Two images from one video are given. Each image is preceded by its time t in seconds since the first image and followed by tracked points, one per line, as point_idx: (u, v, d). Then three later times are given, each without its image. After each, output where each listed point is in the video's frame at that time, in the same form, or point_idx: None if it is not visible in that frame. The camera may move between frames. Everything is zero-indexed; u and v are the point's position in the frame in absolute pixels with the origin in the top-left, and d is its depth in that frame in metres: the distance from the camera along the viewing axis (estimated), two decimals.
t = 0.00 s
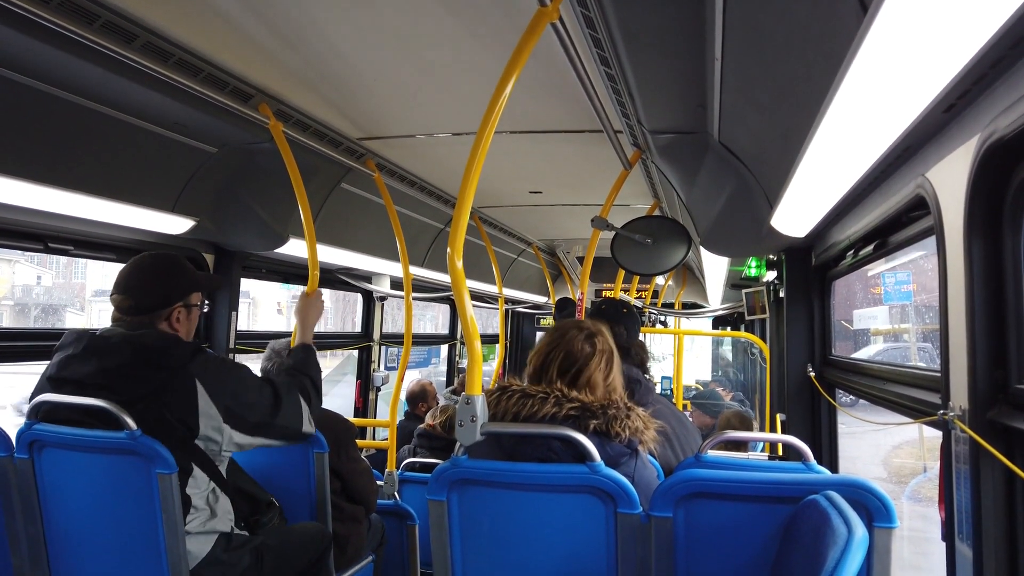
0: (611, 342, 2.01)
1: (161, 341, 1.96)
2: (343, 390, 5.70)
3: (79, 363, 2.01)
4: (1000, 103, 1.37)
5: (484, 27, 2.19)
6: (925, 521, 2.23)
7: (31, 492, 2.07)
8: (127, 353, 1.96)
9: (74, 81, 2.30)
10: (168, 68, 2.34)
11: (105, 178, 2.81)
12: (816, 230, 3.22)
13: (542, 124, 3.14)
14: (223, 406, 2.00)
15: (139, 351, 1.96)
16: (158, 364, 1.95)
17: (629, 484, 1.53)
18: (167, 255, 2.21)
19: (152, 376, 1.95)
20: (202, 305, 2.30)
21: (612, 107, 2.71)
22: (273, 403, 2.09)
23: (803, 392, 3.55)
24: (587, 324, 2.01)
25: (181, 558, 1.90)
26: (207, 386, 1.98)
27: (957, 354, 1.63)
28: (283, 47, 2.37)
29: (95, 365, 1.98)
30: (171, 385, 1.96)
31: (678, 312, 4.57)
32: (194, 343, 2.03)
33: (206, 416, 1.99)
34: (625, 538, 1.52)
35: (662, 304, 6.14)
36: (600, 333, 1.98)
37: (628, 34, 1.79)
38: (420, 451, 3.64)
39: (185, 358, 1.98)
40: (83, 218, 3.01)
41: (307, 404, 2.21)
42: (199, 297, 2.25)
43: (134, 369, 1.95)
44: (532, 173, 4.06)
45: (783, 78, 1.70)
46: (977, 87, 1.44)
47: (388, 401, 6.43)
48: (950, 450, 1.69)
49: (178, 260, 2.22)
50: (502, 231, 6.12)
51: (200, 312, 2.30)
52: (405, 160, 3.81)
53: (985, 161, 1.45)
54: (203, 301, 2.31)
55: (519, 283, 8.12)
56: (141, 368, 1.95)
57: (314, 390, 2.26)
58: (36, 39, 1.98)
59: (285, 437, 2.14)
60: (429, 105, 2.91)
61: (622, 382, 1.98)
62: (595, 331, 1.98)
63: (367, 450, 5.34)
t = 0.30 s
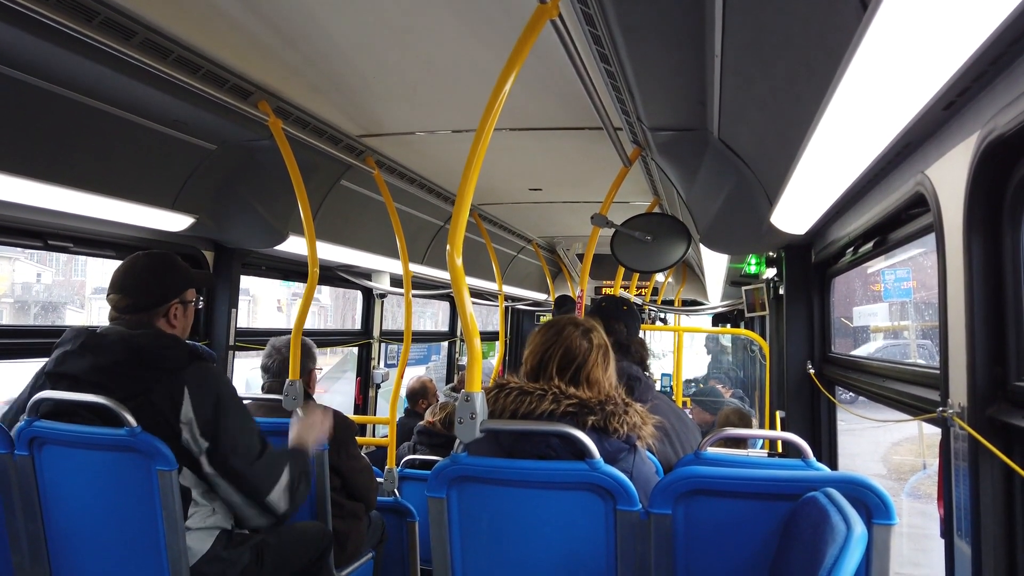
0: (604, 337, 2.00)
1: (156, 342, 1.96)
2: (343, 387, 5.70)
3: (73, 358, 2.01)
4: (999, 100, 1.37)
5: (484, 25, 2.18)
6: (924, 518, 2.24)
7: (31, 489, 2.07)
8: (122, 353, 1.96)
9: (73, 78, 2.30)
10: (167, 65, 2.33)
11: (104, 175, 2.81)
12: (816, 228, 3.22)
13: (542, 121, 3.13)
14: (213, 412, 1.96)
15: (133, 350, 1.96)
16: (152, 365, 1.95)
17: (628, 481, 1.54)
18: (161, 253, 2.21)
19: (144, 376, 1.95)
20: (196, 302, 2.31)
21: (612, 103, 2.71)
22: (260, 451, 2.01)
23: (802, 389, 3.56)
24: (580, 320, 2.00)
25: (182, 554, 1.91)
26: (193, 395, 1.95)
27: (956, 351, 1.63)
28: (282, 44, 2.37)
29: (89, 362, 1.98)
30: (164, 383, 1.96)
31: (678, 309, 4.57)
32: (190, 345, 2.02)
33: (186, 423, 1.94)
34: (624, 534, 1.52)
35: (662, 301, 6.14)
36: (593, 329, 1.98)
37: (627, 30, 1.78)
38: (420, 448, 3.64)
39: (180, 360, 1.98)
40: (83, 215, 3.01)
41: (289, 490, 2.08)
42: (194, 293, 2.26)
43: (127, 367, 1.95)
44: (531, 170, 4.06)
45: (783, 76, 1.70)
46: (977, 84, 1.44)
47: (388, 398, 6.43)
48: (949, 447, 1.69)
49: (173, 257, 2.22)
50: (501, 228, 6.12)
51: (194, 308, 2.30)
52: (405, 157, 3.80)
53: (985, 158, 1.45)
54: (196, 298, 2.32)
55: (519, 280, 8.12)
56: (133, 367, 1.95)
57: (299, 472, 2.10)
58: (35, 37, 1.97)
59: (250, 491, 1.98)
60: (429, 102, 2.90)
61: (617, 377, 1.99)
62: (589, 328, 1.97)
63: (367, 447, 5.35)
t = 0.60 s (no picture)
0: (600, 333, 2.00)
1: (153, 336, 1.97)
2: (343, 383, 5.71)
3: (69, 351, 2.02)
4: (1001, 95, 1.37)
5: (484, 20, 2.18)
6: (923, 513, 2.24)
7: (32, 486, 2.07)
8: (118, 346, 1.95)
9: (73, 74, 2.29)
10: (167, 60, 2.33)
11: (104, 171, 2.81)
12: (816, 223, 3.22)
13: (542, 117, 3.12)
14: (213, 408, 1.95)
15: (128, 345, 1.96)
16: (146, 358, 1.95)
17: (629, 476, 1.54)
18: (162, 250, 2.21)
19: (139, 371, 1.94)
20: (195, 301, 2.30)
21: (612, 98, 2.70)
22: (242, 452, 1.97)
23: (803, 385, 3.56)
24: (577, 316, 2.00)
25: (183, 550, 1.91)
26: (181, 386, 1.94)
27: (958, 346, 1.63)
28: (282, 40, 2.36)
29: (84, 355, 1.99)
30: (156, 377, 1.95)
31: (678, 305, 4.57)
32: (187, 341, 2.03)
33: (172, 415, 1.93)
34: (625, 530, 1.52)
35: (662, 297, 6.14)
36: (590, 325, 1.97)
37: (628, 25, 1.78)
38: (421, 444, 3.64)
39: (174, 356, 1.97)
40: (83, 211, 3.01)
41: (241, 513, 1.93)
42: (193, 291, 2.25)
43: (122, 361, 1.95)
44: (531, 166, 4.05)
45: (784, 71, 1.69)
46: (979, 78, 1.43)
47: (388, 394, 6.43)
48: (950, 442, 1.69)
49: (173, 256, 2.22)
50: (501, 224, 6.11)
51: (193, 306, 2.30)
52: (405, 153, 3.80)
53: (986, 153, 1.44)
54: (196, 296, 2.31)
55: (518, 276, 8.12)
56: (127, 361, 1.95)
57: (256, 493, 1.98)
58: (35, 32, 1.97)
59: (205, 489, 1.90)
60: (429, 97, 2.90)
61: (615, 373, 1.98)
62: (586, 324, 1.97)
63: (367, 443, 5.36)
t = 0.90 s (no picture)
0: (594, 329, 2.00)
1: (145, 331, 1.97)
2: (343, 379, 5.71)
3: (61, 351, 2.03)
4: (1002, 90, 1.36)
5: (484, 15, 2.17)
6: (923, 507, 2.24)
7: (33, 482, 2.08)
8: (109, 343, 1.96)
9: (71, 70, 2.28)
10: (166, 56, 2.32)
11: (103, 167, 2.80)
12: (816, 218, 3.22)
13: (542, 112, 3.12)
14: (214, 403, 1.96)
15: (120, 342, 1.96)
16: (141, 354, 1.95)
17: (630, 471, 1.54)
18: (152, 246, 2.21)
19: (133, 366, 1.95)
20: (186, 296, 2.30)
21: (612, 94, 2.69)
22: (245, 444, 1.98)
23: (803, 380, 3.56)
24: (572, 311, 2.00)
25: (184, 545, 1.91)
26: (176, 377, 1.95)
27: (958, 341, 1.63)
28: (281, 35, 2.35)
29: (76, 354, 1.99)
30: (150, 373, 1.95)
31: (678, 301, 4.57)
32: (180, 335, 2.04)
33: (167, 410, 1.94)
34: (626, 525, 1.52)
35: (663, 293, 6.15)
36: (585, 321, 1.97)
37: (628, 19, 1.77)
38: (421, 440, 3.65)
39: (168, 350, 1.98)
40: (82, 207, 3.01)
41: (244, 492, 1.93)
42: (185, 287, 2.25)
43: (115, 359, 1.95)
44: (531, 162, 4.04)
45: (785, 66, 1.69)
46: (981, 73, 1.43)
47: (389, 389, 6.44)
48: (950, 437, 1.70)
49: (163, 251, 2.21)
50: (501, 220, 6.11)
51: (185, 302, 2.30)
52: (404, 148, 3.79)
53: (988, 148, 1.44)
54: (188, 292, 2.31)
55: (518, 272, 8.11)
56: (120, 358, 1.96)
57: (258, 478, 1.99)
58: (33, 28, 1.96)
59: (206, 479, 1.89)
60: (428, 93, 2.89)
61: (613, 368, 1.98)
62: (580, 320, 1.97)
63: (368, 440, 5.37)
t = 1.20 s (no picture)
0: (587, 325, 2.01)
1: (140, 331, 1.97)
2: (343, 376, 5.71)
3: (56, 353, 2.04)
4: (1002, 85, 1.36)
5: (484, 11, 2.16)
6: (923, 503, 2.25)
7: (34, 479, 2.08)
8: (105, 343, 1.96)
9: (70, 66, 2.28)
10: (165, 52, 2.31)
11: (103, 164, 2.80)
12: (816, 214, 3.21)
13: (542, 109, 3.11)
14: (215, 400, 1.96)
15: (116, 343, 1.96)
16: (138, 354, 1.95)
17: (630, 467, 1.54)
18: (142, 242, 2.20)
19: (131, 365, 1.95)
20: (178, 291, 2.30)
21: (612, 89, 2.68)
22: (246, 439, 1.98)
23: (803, 376, 3.56)
24: (566, 307, 2.00)
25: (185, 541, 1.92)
26: (174, 377, 1.92)
27: (958, 337, 1.63)
28: (280, 32, 2.34)
29: (72, 355, 2.00)
30: (148, 373, 1.95)
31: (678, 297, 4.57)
32: (178, 334, 2.01)
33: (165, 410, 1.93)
34: (625, 520, 1.53)
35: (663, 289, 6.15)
36: (579, 317, 1.98)
37: (628, 14, 1.76)
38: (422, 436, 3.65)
39: (165, 350, 1.96)
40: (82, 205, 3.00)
41: (244, 494, 1.94)
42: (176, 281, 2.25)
43: (112, 360, 1.96)
44: (531, 158, 4.04)
45: (785, 62, 1.68)
46: (981, 68, 1.42)
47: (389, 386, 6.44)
48: (950, 433, 1.70)
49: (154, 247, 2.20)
50: (501, 216, 6.10)
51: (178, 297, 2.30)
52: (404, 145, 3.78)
53: (988, 144, 1.44)
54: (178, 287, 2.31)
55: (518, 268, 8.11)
56: (117, 357, 1.96)
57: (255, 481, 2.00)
58: (31, 24, 1.95)
59: (206, 476, 1.89)
60: (428, 89, 2.88)
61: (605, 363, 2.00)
62: (576, 315, 1.97)
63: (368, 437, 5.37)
